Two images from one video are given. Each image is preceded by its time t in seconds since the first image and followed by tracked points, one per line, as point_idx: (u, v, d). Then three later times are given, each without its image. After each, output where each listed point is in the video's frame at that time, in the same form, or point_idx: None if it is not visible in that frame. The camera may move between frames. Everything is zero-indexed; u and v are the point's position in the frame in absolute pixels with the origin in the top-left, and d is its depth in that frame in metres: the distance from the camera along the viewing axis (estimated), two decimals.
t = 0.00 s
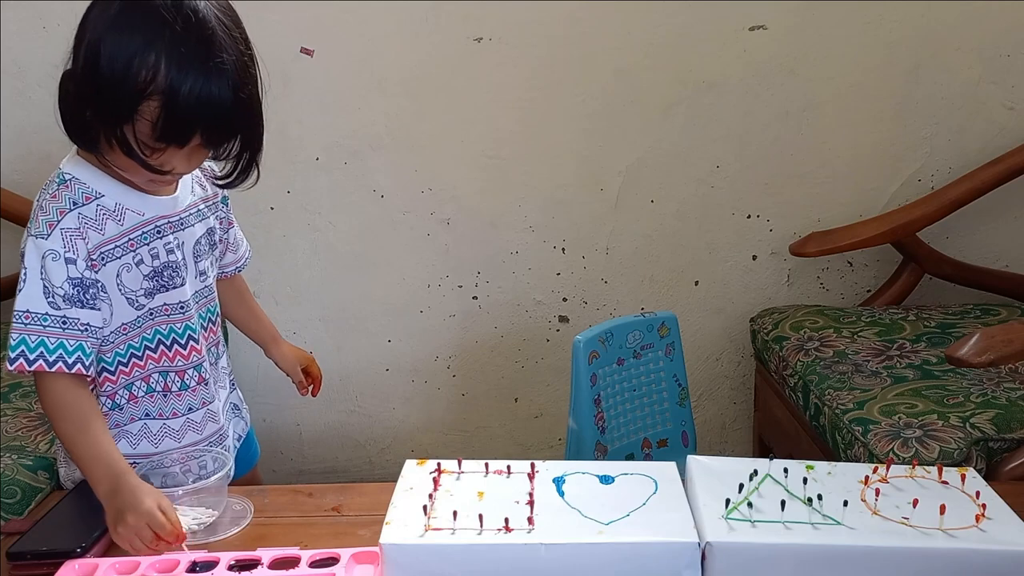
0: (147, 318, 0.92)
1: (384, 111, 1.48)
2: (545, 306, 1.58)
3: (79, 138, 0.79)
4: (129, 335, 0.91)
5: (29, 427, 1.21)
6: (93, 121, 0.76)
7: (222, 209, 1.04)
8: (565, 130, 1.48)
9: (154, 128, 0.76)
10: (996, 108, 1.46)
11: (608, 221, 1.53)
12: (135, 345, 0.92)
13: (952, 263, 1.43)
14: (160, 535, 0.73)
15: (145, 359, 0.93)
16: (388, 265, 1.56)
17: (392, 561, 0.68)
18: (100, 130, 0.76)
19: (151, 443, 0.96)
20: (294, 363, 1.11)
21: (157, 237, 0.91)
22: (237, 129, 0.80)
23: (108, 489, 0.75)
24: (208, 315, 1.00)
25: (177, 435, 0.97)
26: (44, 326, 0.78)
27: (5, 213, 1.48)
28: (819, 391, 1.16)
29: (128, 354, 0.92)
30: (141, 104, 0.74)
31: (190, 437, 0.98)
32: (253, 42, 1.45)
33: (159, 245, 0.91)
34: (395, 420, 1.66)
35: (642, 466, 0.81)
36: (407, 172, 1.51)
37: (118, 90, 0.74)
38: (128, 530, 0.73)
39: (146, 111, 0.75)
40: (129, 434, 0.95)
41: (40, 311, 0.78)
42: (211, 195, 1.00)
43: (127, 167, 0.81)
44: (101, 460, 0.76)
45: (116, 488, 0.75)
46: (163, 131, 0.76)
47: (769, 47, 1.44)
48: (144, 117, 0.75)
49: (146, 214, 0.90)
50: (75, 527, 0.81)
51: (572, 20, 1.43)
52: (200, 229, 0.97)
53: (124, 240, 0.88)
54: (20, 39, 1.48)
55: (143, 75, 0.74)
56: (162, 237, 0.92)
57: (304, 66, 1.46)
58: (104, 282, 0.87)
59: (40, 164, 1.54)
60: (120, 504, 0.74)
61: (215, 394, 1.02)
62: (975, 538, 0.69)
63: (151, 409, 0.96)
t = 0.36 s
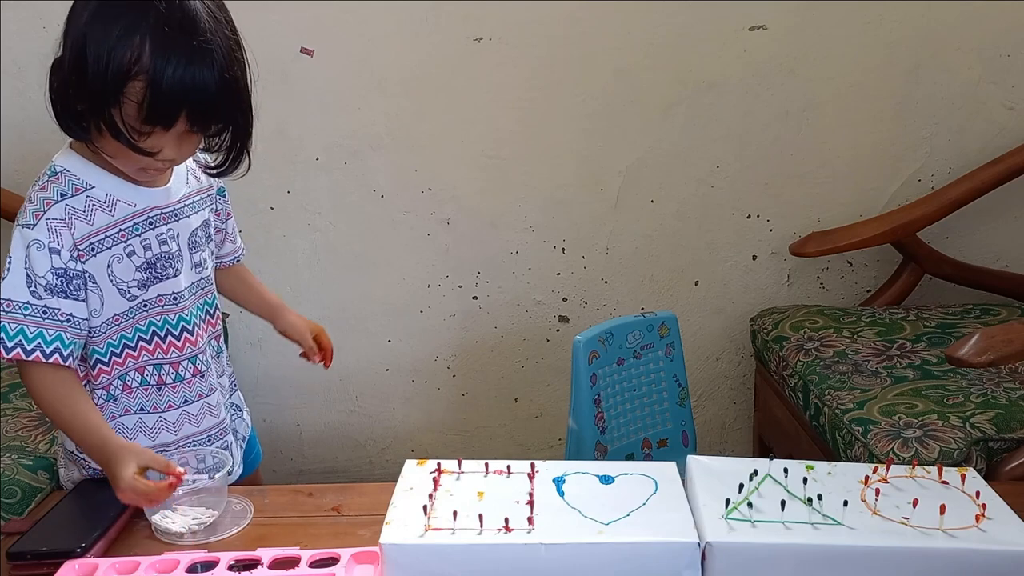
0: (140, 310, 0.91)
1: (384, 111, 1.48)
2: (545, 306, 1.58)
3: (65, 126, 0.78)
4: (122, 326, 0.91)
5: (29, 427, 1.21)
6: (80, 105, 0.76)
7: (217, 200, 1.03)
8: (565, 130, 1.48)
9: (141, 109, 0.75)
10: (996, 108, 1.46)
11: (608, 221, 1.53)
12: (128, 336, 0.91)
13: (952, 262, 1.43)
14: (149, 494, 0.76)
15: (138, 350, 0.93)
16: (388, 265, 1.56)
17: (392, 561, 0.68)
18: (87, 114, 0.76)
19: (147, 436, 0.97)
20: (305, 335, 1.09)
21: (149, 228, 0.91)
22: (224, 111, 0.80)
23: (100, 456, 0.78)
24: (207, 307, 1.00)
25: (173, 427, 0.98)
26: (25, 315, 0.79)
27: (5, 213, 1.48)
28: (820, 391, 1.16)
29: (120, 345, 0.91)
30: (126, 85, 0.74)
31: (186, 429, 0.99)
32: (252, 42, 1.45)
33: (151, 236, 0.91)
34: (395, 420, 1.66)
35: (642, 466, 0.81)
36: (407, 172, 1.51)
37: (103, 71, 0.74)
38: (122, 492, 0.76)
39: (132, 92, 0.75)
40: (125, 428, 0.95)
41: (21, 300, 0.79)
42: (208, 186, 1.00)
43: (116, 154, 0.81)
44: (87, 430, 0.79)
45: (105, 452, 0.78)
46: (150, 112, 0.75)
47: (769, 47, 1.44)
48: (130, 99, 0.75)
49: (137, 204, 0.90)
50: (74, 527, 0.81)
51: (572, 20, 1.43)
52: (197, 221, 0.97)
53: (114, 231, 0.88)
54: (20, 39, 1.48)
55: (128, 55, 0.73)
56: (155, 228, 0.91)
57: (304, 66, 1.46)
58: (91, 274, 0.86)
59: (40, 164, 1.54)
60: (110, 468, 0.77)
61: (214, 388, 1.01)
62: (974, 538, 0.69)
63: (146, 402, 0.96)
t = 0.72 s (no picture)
0: (127, 292, 0.91)
1: (384, 111, 1.48)
2: (545, 306, 1.58)
3: (49, 109, 0.81)
4: (108, 306, 0.90)
5: (29, 427, 1.20)
6: (60, 80, 0.78)
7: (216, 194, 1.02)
8: (565, 130, 1.48)
9: (118, 77, 0.77)
10: (996, 108, 1.46)
11: (608, 221, 1.53)
12: (115, 317, 0.91)
13: (952, 263, 1.43)
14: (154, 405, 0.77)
15: (126, 333, 0.92)
16: (387, 265, 1.56)
17: (392, 561, 0.68)
18: (66, 88, 0.78)
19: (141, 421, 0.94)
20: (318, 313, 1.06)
21: (135, 209, 0.90)
22: (198, 75, 0.82)
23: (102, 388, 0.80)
24: (199, 292, 0.98)
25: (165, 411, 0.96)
26: (16, 290, 0.81)
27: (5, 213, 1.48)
28: (820, 391, 1.16)
29: (106, 325, 0.91)
30: (102, 53, 0.76)
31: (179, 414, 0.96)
32: (253, 42, 1.45)
33: (137, 216, 0.90)
34: (395, 420, 1.66)
35: (641, 466, 0.81)
36: (407, 172, 1.51)
37: (78, 42, 0.76)
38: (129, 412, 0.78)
39: (108, 60, 0.77)
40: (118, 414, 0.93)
41: (13, 277, 0.81)
42: (205, 174, 0.99)
43: (99, 131, 0.82)
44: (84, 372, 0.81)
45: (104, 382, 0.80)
46: (126, 79, 0.77)
47: (769, 47, 1.44)
48: (106, 67, 0.77)
49: (123, 185, 0.90)
50: (74, 527, 0.81)
51: (572, 20, 1.43)
52: (190, 206, 0.96)
53: (98, 211, 0.88)
54: (20, 40, 1.48)
55: (101, 23, 0.76)
56: (141, 210, 0.91)
57: (304, 66, 1.46)
58: (74, 252, 0.87)
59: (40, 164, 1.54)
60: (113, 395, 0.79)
61: (207, 373, 0.98)
62: (974, 538, 0.69)
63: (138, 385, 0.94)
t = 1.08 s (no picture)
0: (95, 278, 0.90)
1: (384, 111, 1.48)
2: (545, 306, 1.58)
3: (33, 89, 0.81)
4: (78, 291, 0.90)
5: (30, 427, 1.19)
6: (41, 59, 0.78)
7: (208, 194, 0.98)
8: (565, 129, 1.48)
9: (100, 51, 0.77)
10: (996, 108, 1.46)
11: (608, 221, 1.53)
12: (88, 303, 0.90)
13: (952, 263, 1.43)
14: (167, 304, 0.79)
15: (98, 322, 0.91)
16: (387, 265, 1.56)
17: (392, 561, 0.68)
18: (50, 68, 0.78)
19: (117, 410, 0.93)
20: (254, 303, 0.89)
21: (105, 195, 0.89)
22: (179, 47, 0.83)
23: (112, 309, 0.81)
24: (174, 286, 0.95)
25: (143, 397, 0.95)
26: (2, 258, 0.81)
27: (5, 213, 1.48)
28: (820, 390, 1.16)
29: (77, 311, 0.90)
30: (83, 29, 0.77)
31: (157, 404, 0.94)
32: (253, 42, 1.45)
33: (107, 202, 0.89)
34: (394, 420, 1.66)
35: (642, 466, 0.81)
36: (407, 172, 1.51)
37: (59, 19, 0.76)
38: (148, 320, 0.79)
39: (89, 34, 0.77)
40: (98, 405, 0.93)
41: None
42: (194, 172, 0.96)
43: (84, 111, 0.82)
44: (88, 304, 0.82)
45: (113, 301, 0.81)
46: (110, 53, 0.77)
47: (769, 47, 1.44)
48: (89, 43, 0.77)
49: (95, 169, 0.88)
50: (75, 526, 0.81)
51: (572, 20, 1.43)
52: (170, 200, 0.93)
53: (67, 192, 0.87)
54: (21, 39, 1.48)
55: None
56: (111, 196, 0.89)
57: (304, 66, 1.46)
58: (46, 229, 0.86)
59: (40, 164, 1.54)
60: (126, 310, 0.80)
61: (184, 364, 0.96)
62: (974, 538, 0.69)
63: (112, 375, 0.93)
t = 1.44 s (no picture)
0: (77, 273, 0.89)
1: (384, 111, 1.48)
2: (545, 306, 1.58)
3: (20, 85, 0.81)
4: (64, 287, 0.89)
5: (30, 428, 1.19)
6: (23, 55, 0.78)
7: (196, 188, 0.95)
8: (565, 130, 1.48)
9: (80, 39, 0.77)
10: (996, 109, 1.46)
11: (608, 221, 1.53)
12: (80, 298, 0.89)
13: (952, 263, 1.43)
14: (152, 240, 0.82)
15: (81, 320, 0.90)
16: (387, 264, 1.56)
17: (392, 561, 0.68)
18: (32, 60, 0.78)
19: (106, 410, 0.92)
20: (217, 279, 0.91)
21: (88, 188, 0.88)
22: (161, 33, 0.82)
23: (94, 266, 0.83)
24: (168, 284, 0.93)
25: (132, 397, 0.94)
26: None
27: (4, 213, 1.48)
28: (820, 391, 1.16)
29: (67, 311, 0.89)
30: (62, 17, 0.77)
31: (146, 404, 0.93)
32: (253, 42, 1.45)
33: (89, 196, 0.88)
34: (394, 420, 1.66)
35: (641, 466, 0.81)
36: (407, 172, 1.51)
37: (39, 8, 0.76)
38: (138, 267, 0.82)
39: (69, 22, 0.77)
40: (87, 404, 0.92)
41: None
42: (182, 166, 0.94)
43: (70, 103, 0.82)
44: (68, 267, 0.83)
45: (92, 257, 0.82)
46: (90, 40, 0.77)
47: (769, 47, 1.44)
48: (69, 31, 0.77)
49: (79, 163, 0.87)
50: (75, 526, 0.81)
51: (572, 20, 1.43)
52: (155, 195, 0.92)
53: (50, 184, 0.86)
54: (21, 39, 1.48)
55: None
56: (94, 190, 0.88)
57: (304, 66, 1.46)
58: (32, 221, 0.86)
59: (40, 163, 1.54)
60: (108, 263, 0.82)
61: (177, 363, 0.93)
62: (974, 538, 0.69)
63: (98, 373, 0.91)
